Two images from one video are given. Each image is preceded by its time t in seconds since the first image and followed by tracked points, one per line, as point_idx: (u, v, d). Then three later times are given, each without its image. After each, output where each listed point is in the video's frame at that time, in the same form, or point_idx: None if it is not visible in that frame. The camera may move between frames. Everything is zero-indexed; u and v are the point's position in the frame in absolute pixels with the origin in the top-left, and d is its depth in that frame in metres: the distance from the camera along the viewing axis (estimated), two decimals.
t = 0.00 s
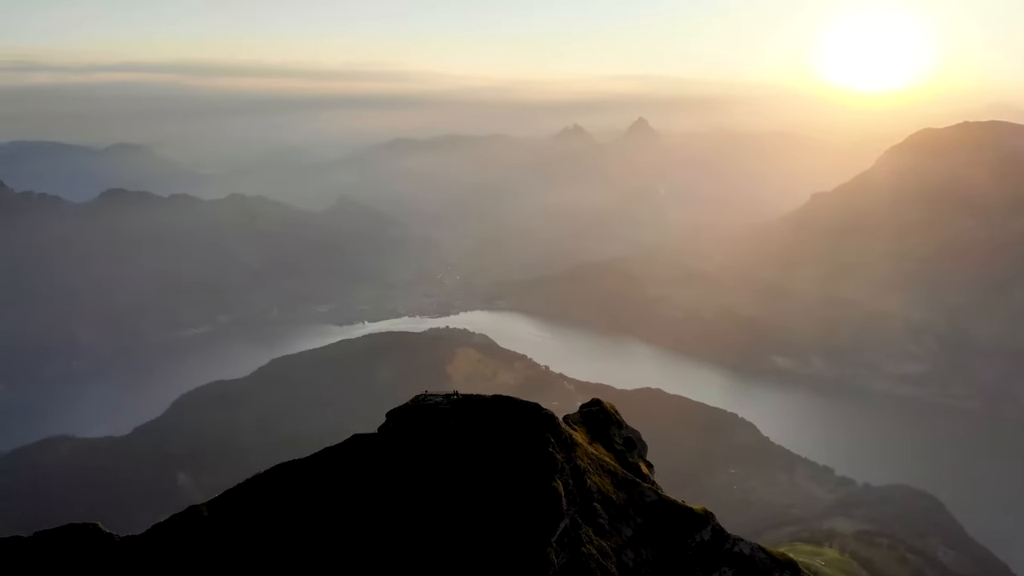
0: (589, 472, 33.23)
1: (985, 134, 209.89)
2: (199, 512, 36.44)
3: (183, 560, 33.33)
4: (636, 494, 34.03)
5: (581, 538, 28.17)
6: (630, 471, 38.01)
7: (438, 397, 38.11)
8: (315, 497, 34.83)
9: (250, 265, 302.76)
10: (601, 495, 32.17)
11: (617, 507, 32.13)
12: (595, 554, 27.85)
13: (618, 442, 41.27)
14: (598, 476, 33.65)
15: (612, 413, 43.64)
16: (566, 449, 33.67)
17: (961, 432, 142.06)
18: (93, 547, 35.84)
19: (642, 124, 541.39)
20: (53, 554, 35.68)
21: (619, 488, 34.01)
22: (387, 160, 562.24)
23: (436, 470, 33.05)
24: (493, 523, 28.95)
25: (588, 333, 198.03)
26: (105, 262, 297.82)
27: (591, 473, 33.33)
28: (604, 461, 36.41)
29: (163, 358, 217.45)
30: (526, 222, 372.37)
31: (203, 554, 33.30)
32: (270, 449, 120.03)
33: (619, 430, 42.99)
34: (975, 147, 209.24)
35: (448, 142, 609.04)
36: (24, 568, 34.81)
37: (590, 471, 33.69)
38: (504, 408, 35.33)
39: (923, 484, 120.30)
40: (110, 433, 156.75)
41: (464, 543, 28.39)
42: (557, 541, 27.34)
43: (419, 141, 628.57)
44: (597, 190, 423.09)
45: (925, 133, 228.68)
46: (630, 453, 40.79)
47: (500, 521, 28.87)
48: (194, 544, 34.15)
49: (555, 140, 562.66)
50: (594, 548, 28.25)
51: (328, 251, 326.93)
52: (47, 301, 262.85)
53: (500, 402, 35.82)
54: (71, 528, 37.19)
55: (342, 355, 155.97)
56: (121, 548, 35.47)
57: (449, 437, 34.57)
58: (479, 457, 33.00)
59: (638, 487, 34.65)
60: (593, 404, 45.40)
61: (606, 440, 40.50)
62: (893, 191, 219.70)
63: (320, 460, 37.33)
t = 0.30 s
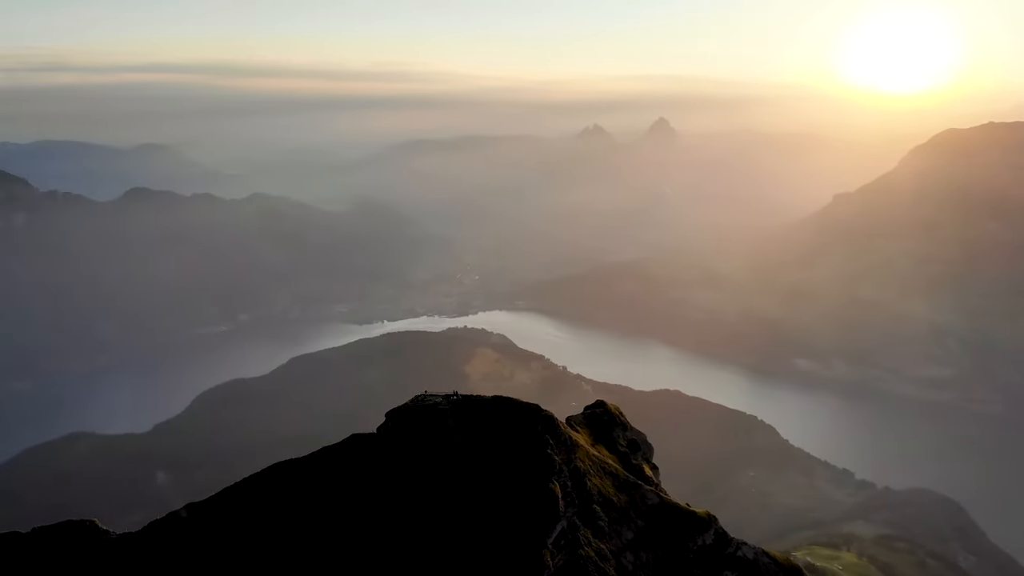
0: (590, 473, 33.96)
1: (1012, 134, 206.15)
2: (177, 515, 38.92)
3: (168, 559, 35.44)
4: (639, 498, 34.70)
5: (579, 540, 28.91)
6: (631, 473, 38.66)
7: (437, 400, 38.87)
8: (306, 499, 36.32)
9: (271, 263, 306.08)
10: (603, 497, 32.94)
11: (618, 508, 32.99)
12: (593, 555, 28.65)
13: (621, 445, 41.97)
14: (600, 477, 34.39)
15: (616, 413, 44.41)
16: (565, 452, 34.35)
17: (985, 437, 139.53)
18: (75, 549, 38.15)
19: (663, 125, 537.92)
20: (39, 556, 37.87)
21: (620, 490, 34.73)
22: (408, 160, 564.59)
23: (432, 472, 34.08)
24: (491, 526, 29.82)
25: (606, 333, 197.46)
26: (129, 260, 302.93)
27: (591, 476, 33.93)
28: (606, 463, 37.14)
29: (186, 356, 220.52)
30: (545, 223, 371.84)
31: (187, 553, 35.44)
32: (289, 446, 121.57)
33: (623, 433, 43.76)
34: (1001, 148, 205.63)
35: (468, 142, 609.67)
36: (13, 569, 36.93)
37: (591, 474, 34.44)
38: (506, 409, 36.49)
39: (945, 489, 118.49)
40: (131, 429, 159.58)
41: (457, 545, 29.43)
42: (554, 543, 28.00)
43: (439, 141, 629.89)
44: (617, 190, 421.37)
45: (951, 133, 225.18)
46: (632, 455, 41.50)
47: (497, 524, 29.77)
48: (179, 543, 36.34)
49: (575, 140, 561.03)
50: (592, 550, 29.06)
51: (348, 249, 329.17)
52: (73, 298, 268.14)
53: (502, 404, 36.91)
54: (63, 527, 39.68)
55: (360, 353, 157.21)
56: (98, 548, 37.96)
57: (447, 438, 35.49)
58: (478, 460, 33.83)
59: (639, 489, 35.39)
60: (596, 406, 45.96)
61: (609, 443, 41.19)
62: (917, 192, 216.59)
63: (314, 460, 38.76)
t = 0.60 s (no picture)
0: (591, 476, 35.27)
1: None
2: (160, 518, 40.30)
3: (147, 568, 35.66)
4: (641, 499, 36.06)
5: (578, 541, 30.05)
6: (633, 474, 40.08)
7: (440, 401, 39.47)
8: (297, 501, 36.70)
9: (292, 263, 309.16)
10: (603, 499, 34.27)
11: (618, 508, 34.53)
12: (591, 557, 29.90)
13: (626, 447, 43.33)
14: (601, 480, 35.79)
15: (622, 415, 45.91)
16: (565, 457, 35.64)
17: (1010, 442, 137.20)
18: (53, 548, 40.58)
19: (683, 125, 534.78)
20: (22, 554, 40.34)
21: (620, 490, 36.34)
22: (429, 160, 566.70)
23: (426, 476, 34.33)
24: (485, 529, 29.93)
25: (624, 335, 196.70)
26: (152, 258, 307.69)
27: (593, 479, 35.21)
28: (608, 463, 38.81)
29: (207, 354, 223.96)
30: (565, 223, 371.59)
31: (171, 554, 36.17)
32: (308, 443, 122.94)
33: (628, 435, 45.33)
34: None
35: (488, 142, 610.49)
36: None
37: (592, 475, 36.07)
38: (506, 413, 37.09)
39: (967, 495, 116.84)
40: (152, 426, 162.43)
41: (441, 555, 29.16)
42: (549, 545, 28.80)
43: (459, 141, 631.29)
44: (637, 189, 419.79)
45: (978, 134, 221.80)
46: (637, 457, 42.82)
47: (465, 515, 31.12)
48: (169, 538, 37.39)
49: (595, 140, 559.35)
50: (589, 552, 30.26)
51: (368, 248, 331.29)
52: (98, 297, 273.22)
53: (506, 406, 37.67)
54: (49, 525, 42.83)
55: (378, 353, 158.21)
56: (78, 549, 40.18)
57: (445, 440, 36.03)
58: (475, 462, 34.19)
59: (640, 489, 36.89)
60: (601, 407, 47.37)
61: (614, 445, 42.60)
62: (942, 193, 213.47)
63: (305, 465, 39.74)
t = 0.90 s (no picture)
0: (593, 480, 36.82)
1: None
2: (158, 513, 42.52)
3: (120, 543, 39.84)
4: (641, 502, 37.72)
5: (575, 544, 31.07)
6: (637, 478, 42.09)
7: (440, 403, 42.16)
8: (241, 502, 40.23)
9: (312, 262, 312.06)
10: (603, 502, 35.75)
11: (620, 512, 36.09)
12: (589, 560, 30.98)
13: (629, 450, 45.45)
14: (602, 484, 37.32)
15: (625, 419, 48.59)
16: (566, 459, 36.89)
17: None
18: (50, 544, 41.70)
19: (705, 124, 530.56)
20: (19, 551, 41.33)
21: (623, 495, 38.08)
22: (449, 161, 568.16)
23: (431, 466, 36.61)
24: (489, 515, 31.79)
25: (643, 335, 196.03)
26: (176, 257, 312.50)
27: (594, 482, 36.73)
28: (612, 467, 40.52)
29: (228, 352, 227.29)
30: (584, 223, 370.68)
31: (185, 545, 37.51)
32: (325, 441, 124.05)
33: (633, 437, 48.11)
34: None
35: (508, 143, 610.62)
36: None
37: (593, 479, 37.59)
38: (505, 412, 39.85)
39: (992, 500, 114.56)
40: (174, 423, 165.06)
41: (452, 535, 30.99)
42: (546, 547, 29.51)
43: (479, 142, 632.09)
44: (657, 189, 417.31)
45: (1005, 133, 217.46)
46: (639, 460, 44.90)
47: (462, 516, 32.33)
48: (185, 531, 38.88)
49: (616, 140, 556.96)
50: (587, 555, 31.31)
51: (387, 247, 333.03)
52: (123, 295, 277.88)
53: (505, 405, 40.31)
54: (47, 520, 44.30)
55: (396, 352, 159.23)
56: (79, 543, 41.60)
57: (446, 436, 38.55)
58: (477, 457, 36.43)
59: (644, 494, 38.71)
60: (605, 408, 51.19)
61: (617, 448, 44.73)
62: (969, 194, 209.66)
63: (302, 462, 42.08)
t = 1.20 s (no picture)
0: (593, 483, 40.41)
1: None
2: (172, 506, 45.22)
3: (127, 541, 41.85)
4: (645, 506, 41.31)
5: (573, 547, 34.27)
6: (640, 482, 45.66)
7: (441, 400, 44.91)
8: (252, 500, 43.18)
9: (332, 262, 314.84)
10: (603, 508, 39.11)
11: (620, 515, 39.42)
12: (587, 561, 34.18)
13: (634, 453, 49.58)
14: (604, 489, 40.73)
15: (629, 417, 53.48)
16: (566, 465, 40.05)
17: None
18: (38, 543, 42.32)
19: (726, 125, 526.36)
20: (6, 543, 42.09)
21: (624, 498, 41.39)
22: (470, 161, 568.64)
23: (422, 467, 40.37)
24: (472, 523, 34.86)
25: (662, 335, 195.50)
26: (199, 256, 316.68)
27: (594, 485, 40.30)
28: (614, 469, 44.17)
29: (250, 349, 230.39)
30: (604, 224, 369.39)
31: (185, 532, 41.70)
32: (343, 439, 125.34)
33: (637, 438, 52.11)
34: None
35: (528, 142, 609.93)
36: None
37: (594, 483, 40.93)
38: (503, 413, 42.68)
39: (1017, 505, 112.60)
40: (196, 421, 167.31)
41: (409, 540, 35.12)
42: (541, 549, 32.07)
43: (499, 141, 631.90)
44: (678, 189, 414.61)
45: None
46: (643, 462, 49.00)
47: (463, 514, 35.80)
48: (194, 520, 42.48)
49: (636, 140, 554.21)
50: (584, 557, 34.42)
51: (407, 247, 334.81)
52: (147, 293, 282.12)
53: (501, 407, 42.95)
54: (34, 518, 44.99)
55: (415, 351, 160.05)
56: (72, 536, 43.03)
57: (441, 438, 41.52)
58: (470, 462, 39.57)
59: (646, 498, 42.03)
60: (611, 410, 55.31)
61: (622, 451, 48.99)
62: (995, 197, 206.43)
63: (309, 463, 45.08)
